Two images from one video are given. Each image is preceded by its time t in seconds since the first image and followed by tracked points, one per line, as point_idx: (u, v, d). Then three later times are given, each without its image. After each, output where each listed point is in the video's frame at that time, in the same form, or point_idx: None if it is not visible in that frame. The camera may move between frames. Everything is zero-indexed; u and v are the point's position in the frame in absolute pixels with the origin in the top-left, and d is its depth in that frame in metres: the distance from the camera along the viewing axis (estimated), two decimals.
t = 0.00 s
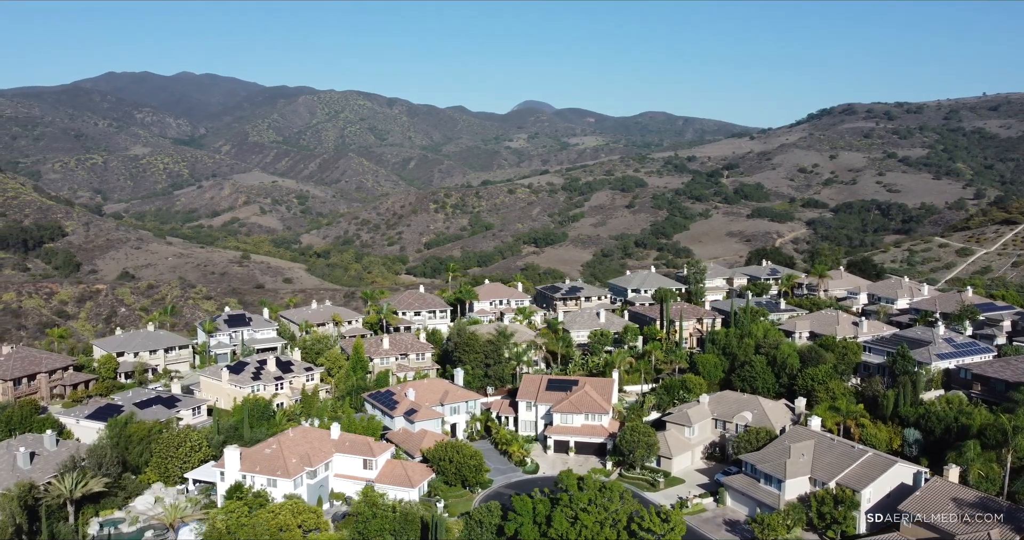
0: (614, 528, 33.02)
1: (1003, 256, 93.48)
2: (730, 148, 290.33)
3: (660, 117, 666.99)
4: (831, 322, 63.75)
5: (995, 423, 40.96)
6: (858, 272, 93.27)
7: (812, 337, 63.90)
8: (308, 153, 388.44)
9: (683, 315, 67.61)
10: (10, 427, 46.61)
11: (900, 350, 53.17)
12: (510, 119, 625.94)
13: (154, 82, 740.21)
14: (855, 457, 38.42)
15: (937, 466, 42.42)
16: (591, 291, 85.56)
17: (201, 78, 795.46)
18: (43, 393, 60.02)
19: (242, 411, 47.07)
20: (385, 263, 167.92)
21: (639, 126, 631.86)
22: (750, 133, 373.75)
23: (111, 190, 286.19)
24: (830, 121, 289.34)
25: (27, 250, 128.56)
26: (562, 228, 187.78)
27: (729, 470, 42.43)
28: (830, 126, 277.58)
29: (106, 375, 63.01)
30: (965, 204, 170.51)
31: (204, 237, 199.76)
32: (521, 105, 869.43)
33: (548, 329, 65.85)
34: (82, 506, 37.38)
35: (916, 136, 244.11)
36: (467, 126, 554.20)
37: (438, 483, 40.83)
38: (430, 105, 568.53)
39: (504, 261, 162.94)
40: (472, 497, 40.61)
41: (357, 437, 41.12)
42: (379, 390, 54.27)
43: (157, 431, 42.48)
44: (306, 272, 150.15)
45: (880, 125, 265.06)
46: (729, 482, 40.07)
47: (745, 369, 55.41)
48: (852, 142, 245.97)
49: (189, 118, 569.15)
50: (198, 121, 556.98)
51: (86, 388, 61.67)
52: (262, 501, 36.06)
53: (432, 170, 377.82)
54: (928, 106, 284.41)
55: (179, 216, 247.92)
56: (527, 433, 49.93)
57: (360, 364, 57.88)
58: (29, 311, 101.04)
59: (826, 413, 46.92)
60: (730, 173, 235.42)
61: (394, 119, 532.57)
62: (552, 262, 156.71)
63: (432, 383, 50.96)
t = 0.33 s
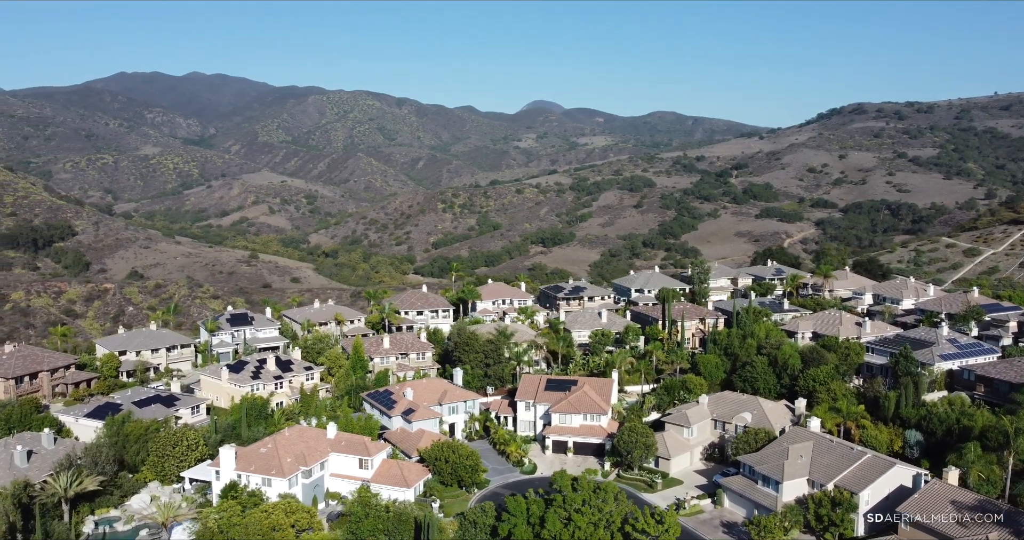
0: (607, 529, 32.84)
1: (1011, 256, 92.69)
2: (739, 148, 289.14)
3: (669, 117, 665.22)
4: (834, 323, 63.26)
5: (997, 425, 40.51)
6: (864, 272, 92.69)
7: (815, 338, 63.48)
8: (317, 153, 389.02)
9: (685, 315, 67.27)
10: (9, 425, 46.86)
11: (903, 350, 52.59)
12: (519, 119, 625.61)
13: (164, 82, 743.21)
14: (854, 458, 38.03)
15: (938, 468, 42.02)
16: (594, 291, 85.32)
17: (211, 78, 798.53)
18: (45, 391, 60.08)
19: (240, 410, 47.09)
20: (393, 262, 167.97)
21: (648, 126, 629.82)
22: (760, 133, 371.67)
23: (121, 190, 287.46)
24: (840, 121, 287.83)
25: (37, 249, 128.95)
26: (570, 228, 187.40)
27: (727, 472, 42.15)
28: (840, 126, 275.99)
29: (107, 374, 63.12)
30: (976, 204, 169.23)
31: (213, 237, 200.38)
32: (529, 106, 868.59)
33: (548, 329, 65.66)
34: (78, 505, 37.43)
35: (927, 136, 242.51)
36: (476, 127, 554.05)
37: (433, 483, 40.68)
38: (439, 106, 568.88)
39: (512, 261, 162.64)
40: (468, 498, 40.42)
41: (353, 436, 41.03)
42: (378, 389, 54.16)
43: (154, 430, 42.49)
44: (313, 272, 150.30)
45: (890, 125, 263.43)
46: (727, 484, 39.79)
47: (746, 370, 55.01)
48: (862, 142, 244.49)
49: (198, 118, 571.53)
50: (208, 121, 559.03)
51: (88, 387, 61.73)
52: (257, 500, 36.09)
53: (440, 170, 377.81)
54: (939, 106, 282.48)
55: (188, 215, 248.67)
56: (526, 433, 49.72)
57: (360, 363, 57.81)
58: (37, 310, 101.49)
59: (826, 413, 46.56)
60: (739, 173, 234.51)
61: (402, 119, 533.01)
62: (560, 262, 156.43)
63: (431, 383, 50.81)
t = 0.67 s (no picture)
0: (604, 532, 32.59)
1: None
2: (752, 148, 287.55)
3: (682, 117, 662.85)
4: (841, 324, 62.64)
5: (1004, 428, 39.85)
6: (874, 272, 91.94)
7: (822, 338, 62.89)
8: (331, 153, 390.17)
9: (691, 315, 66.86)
10: (14, 424, 47.23)
11: (910, 352, 51.87)
12: (532, 119, 625.22)
13: (179, 83, 748.14)
14: (856, 461, 37.60)
15: (945, 471, 41.43)
16: (601, 291, 85.02)
17: (226, 79, 803.11)
18: (51, 389, 60.32)
19: (241, 410, 47.15)
20: (405, 262, 168.15)
21: (661, 126, 627.82)
22: (774, 133, 369.41)
23: (136, 190, 289.36)
24: (854, 120, 285.76)
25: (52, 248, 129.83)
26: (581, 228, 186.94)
27: (729, 473, 41.77)
28: (854, 126, 273.97)
29: (114, 372, 63.42)
30: (992, 204, 167.46)
31: (227, 236, 201.30)
32: (543, 105, 865.58)
33: (553, 329, 65.40)
34: (77, 502, 37.55)
35: (942, 135, 240.23)
36: (489, 127, 554.01)
37: (432, 483, 40.55)
38: (452, 105, 569.58)
39: (523, 261, 162.44)
40: (467, 498, 40.25)
41: (352, 436, 40.96)
42: (381, 389, 54.03)
43: (154, 429, 42.54)
44: (325, 271, 150.64)
45: (906, 124, 261.27)
46: (728, 486, 39.45)
47: (751, 371, 54.52)
48: (877, 142, 242.58)
49: (213, 118, 574.86)
50: (223, 121, 562.22)
51: (94, 385, 62.02)
52: (255, 499, 36.06)
53: (453, 170, 378.04)
54: (955, 106, 279.73)
55: (202, 215, 249.89)
56: (528, 434, 49.52)
57: (363, 363, 57.81)
58: (51, 308, 102.22)
59: (830, 416, 46.02)
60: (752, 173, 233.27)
61: (415, 119, 533.95)
62: (571, 262, 156.08)
63: (432, 383, 50.66)
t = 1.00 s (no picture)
0: (602, 534, 32.45)
1: None
2: (767, 147, 285.75)
3: (696, 117, 659.92)
4: (850, 325, 61.96)
5: (1012, 432, 39.16)
6: (886, 273, 91.04)
7: (830, 339, 62.27)
8: (344, 154, 391.27)
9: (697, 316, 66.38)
10: (19, 422, 47.58)
11: (919, 353, 51.04)
12: (545, 119, 624.50)
13: (195, 83, 752.73)
14: (860, 465, 37.10)
15: (951, 474, 40.80)
16: (609, 291, 84.74)
17: (241, 79, 807.67)
18: (59, 387, 60.64)
19: (244, 408, 47.26)
20: (417, 262, 168.25)
21: (675, 126, 625.24)
22: (788, 133, 366.91)
23: (152, 190, 291.38)
24: (871, 120, 283.35)
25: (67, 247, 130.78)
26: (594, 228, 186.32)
27: (731, 475, 41.41)
28: (870, 126, 271.72)
29: (121, 370, 63.76)
30: (1010, 205, 165.51)
31: (241, 236, 202.29)
32: (557, 106, 864.55)
33: (558, 328, 65.09)
34: (77, 500, 37.70)
35: (960, 135, 237.56)
36: (502, 126, 553.69)
37: (433, 483, 40.42)
38: (465, 105, 570.02)
39: (535, 261, 162.09)
40: (467, 499, 40.06)
41: (353, 435, 40.86)
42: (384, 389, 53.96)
43: (156, 427, 42.66)
44: (338, 271, 150.88)
45: (922, 124, 258.80)
46: (729, 488, 39.09)
47: (757, 372, 53.95)
48: (893, 142, 240.38)
49: (228, 118, 578.29)
50: (238, 121, 565.32)
51: (101, 383, 62.34)
52: (253, 498, 36.08)
53: (466, 170, 378.10)
54: (973, 104, 276.64)
55: (217, 215, 251.10)
56: (531, 434, 49.36)
57: (367, 362, 57.69)
58: (65, 307, 102.91)
59: (835, 418, 45.43)
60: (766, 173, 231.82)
61: (429, 119, 534.62)
62: (583, 262, 155.62)
63: (435, 382, 50.52)
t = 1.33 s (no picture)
0: (598, 536, 32.14)
1: None
2: (781, 147, 284.03)
3: (710, 117, 657.00)
4: (857, 326, 61.35)
5: (1018, 434, 38.54)
6: (897, 273, 90.15)
7: (837, 340, 61.73)
8: (357, 153, 392.11)
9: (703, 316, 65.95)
10: (21, 419, 47.75)
11: (926, 354, 50.47)
12: (558, 119, 623.66)
13: (209, 84, 757.00)
14: (862, 467, 36.63)
15: (956, 477, 40.24)
16: (615, 291, 84.33)
17: (255, 79, 811.68)
18: (64, 385, 60.94)
19: (245, 407, 47.28)
20: (428, 262, 168.23)
21: (688, 126, 622.70)
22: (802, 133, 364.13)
23: (166, 189, 292.97)
24: (886, 119, 280.96)
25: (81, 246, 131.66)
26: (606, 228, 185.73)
27: (733, 477, 41.02)
28: (885, 125, 269.60)
29: (126, 369, 64.01)
30: None
31: (254, 236, 202.95)
32: (569, 106, 862.88)
33: (562, 328, 64.75)
34: (76, 497, 37.89)
35: (976, 135, 234.74)
36: (515, 126, 553.19)
37: (432, 483, 40.26)
38: (478, 105, 570.24)
39: (547, 261, 161.74)
40: (466, 499, 39.87)
41: (352, 435, 40.77)
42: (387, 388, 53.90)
43: (156, 426, 42.70)
44: (349, 270, 150.97)
45: (938, 123, 256.50)
46: (730, 490, 38.73)
47: (762, 373, 53.44)
48: (908, 142, 238.26)
49: (242, 118, 580.98)
50: (251, 121, 567.79)
51: (106, 381, 62.61)
52: (250, 497, 36.03)
53: (478, 170, 377.87)
54: (989, 104, 273.80)
55: (230, 215, 252.21)
56: (532, 434, 49.11)
57: (370, 362, 57.28)
58: (77, 306, 103.59)
59: (840, 420, 44.85)
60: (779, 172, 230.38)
61: (441, 118, 535.04)
62: (595, 262, 155.16)
63: (436, 382, 50.35)
